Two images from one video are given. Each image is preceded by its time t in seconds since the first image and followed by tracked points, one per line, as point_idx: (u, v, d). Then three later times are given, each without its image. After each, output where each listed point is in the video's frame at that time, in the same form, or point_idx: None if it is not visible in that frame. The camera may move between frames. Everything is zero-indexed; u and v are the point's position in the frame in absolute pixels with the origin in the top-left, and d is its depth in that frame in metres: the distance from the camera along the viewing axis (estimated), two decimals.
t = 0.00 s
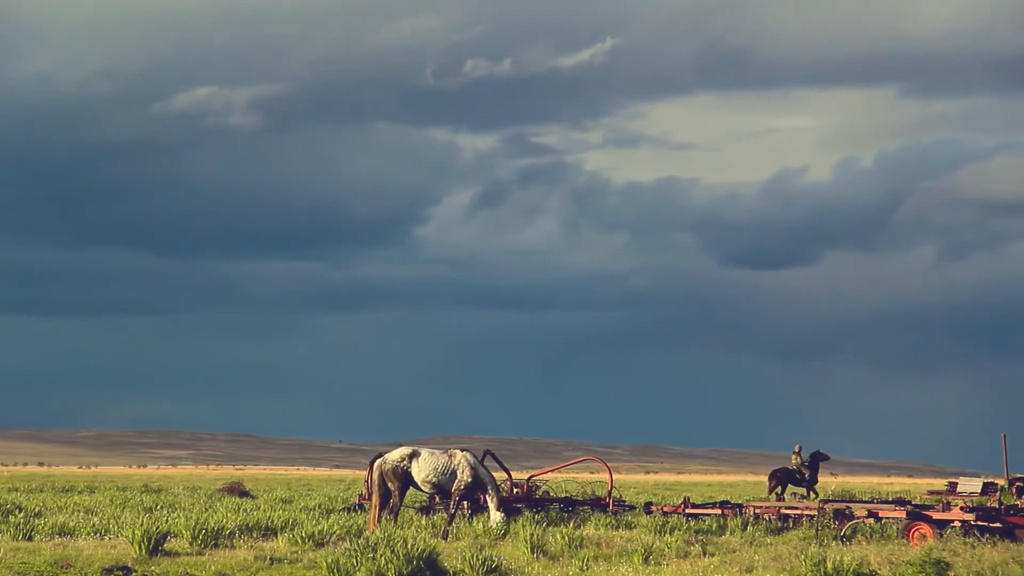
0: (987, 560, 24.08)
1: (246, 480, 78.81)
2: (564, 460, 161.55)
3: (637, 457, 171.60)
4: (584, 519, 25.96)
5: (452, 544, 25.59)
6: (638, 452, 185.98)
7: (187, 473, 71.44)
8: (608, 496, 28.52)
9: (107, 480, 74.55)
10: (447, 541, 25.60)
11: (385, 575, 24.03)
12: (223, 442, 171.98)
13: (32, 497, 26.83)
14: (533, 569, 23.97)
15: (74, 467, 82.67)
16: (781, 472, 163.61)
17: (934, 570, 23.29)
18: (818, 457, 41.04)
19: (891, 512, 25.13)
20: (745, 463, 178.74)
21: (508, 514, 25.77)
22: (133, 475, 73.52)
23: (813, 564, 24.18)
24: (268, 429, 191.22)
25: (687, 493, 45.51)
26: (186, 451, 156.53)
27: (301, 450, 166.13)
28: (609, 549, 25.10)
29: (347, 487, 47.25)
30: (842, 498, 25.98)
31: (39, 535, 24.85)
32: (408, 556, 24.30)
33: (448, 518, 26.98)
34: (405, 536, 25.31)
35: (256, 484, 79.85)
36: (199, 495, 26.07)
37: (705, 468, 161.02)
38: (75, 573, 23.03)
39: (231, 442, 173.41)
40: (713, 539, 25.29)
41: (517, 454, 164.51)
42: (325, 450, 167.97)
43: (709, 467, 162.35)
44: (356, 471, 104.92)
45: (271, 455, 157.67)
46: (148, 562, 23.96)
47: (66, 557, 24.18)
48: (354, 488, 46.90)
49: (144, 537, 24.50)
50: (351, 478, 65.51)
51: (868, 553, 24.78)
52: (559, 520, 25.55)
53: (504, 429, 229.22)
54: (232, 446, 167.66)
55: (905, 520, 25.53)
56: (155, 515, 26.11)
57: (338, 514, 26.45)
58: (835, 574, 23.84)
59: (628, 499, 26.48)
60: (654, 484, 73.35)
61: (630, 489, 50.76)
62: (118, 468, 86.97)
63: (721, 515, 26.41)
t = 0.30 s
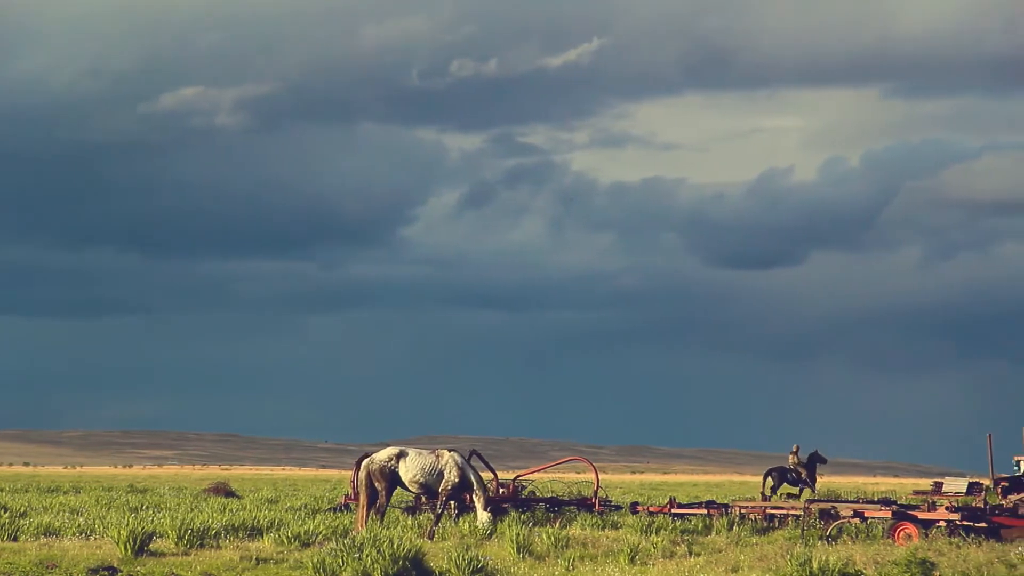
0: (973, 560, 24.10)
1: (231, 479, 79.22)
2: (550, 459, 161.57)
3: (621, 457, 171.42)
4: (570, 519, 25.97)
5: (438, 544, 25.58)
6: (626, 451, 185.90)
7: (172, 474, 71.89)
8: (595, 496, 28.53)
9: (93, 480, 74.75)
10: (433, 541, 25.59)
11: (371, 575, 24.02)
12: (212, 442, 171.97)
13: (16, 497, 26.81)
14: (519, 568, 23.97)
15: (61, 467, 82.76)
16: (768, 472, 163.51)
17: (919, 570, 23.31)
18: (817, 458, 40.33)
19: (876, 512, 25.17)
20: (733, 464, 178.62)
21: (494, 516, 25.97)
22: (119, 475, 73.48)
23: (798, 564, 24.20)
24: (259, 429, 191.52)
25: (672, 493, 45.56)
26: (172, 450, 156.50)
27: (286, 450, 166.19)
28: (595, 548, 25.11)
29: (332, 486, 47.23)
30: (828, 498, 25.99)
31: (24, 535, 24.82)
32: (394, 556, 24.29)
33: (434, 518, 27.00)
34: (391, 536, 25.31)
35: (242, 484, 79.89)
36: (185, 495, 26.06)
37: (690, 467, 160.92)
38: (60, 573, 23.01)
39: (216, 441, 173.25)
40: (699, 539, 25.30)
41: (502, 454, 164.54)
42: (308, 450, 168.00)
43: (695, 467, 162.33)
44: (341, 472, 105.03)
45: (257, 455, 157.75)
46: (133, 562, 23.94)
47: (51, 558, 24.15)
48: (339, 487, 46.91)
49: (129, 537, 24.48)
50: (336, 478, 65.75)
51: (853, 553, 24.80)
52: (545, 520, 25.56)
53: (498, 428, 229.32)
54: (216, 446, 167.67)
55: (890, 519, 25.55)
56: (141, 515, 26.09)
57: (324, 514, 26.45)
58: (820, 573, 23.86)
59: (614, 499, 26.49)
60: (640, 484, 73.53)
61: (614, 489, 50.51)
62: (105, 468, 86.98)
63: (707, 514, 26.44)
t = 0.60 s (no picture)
0: (956, 560, 24.13)
1: (215, 480, 79.63)
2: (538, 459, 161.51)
3: (599, 459, 171.34)
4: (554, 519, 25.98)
5: (422, 544, 25.58)
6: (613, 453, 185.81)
7: (156, 474, 72.32)
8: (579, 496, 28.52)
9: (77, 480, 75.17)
10: (417, 541, 25.58)
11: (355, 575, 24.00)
12: (199, 443, 172.07)
13: None
14: (503, 568, 23.97)
15: None
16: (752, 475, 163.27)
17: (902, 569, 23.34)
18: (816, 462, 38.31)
19: (860, 511, 25.21)
20: (719, 464, 178.53)
21: (480, 516, 25.96)
22: (102, 475, 74.11)
23: (782, 563, 24.23)
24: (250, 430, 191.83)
25: (656, 492, 45.57)
26: (155, 450, 156.36)
27: (270, 450, 166.17)
28: (579, 548, 25.12)
29: (315, 486, 47.28)
30: (811, 498, 26.02)
31: (7, 535, 24.78)
32: (378, 556, 24.27)
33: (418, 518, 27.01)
34: (375, 536, 25.30)
35: (225, 484, 80.24)
36: (168, 496, 26.05)
37: (675, 468, 160.81)
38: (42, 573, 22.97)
39: (200, 442, 173.03)
40: (683, 539, 25.32)
41: (485, 454, 164.62)
42: (293, 450, 167.99)
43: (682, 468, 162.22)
44: (325, 472, 105.42)
45: (241, 455, 157.86)
46: (117, 562, 23.91)
47: (34, 558, 24.10)
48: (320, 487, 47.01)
49: (113, 537, 24.45)
50: (321, 478, 66.03)
51: (837, 552, 24.83)
52: (529, 520, 25.57)
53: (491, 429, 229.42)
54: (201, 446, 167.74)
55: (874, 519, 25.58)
56: (124, 515, 26.07)
57: (308, 514, 26.45)
58: (803, 573, 23.88)
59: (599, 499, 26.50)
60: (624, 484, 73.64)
61: (598, 490, 50.56)
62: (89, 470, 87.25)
63: (691, 514, 26.48)
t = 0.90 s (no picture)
0: (941, 559, 24.18)
1: (200, 480, 80.46)
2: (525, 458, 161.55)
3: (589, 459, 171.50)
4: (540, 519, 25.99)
5: (408, 544, 25.56)
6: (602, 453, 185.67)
7: (141, 473, 73.64)
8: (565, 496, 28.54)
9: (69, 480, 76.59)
10: (403, 541, 25.57)
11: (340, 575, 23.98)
12: (185, 442, 172.25)
13: None
14: (488, 568, 23.97)
15: None
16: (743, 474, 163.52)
17: (887, 570, 23.37)
18: (815, 460, 38.00)
19: (845, 510, 25.23)
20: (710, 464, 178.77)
21: (467, 515, 25.94)
22: (88, 475, 75.85)
23: (767, 563, 24.25)
24: (242, 430, 192.55)
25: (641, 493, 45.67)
26: (139, 451, 156.28)
27: (255, 451, 166.24)
28: (565, 548, 25.13)
29: (302, 486, 47.70)
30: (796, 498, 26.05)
31: None
32: (363, 556, 24.24)
33: (405, 518, 27.00)
34: (360, 536, 25.29)
35: (210, 485, 81.49)
36: (154, 496, 26.04)
37: (659, 468, 160.68)
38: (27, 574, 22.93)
39: (184, 442, 172.89)
40: (669, 539, 25.33)
41: (473, 454, 164.73)
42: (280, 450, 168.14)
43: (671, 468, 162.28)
44: (311, 472, 105.78)
45: (226, 455, 158.00)
46: (102, 562, 23.87)
47: (19, 558, 24.05)
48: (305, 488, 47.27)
49: (98, 537, 24.40)
50: (306, 479, 66.37)
51: (822, 552, 24.85)
52: (515, 520, 25.56)
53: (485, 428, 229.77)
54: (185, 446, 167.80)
55: (859, 519, 25.60)
56: (109, 515, 26.04)
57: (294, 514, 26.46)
58: (789, 573, 23.91)
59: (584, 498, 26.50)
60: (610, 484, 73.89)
61: (586, 490, 50.97)
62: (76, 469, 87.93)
63: (676, 514, 26.51)
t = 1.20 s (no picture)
0: (923, 559, 24.22)
1: (184, 479, 81.10)
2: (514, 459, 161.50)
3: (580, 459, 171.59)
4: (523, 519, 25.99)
5: (391, 544, 25.55)
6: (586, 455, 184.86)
7: (124, 473, 74.33)
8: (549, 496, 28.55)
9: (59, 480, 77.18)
10: (386, 541, 25.56)
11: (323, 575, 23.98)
12: (170, 443, 172.13)
13: None
14: (471, 568, 23.96)
15: None
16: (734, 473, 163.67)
17: (870, 569, 23.38)
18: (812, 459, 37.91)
19: (828, 510, 25.24)
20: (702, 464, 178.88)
21: (451, 516, 25.94)
22: (70, 475, 76.19)
23: (750, 563, 24.26)
24: (233, 431, 192.74)
25: (625, 493, 45.74)
26: (122, 451, 156.11)
27: (237, 451, 166.11)
28: (548, 548, 25.13)
29: (286, 487, 48.09)
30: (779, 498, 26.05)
31: None
32: (346, 556, 24.23)
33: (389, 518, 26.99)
34: (344, 536, 25.28)
35: (194, 484, 83.25)
36: (137, 496, 26.04)
37: (647, 468, 160.70)
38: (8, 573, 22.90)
39: (168, 442, 172.88)
40: (652, 539, 25.33)
41: (453, 454, 164.37)
42: (264, 450, 168.21)
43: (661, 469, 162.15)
44: (292, 472, 107.05)
45: (212, 455, 158.14)
46: (85, 562, 23.84)
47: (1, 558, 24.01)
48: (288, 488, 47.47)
49: (81, 537, 24.38)
50: (289, 479, 66.63)
51: (805, 552, 24.87)
52: (498, 520, 25.57)
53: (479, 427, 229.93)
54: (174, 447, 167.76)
55: (843, 519, 25.61)
56: (92, 515, 26.02)
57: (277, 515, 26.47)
58: (771, 573, 23.92)
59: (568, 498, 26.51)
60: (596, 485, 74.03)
61: (568, 490, 50.84)
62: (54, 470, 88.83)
63: (659, 513, 26.54)
